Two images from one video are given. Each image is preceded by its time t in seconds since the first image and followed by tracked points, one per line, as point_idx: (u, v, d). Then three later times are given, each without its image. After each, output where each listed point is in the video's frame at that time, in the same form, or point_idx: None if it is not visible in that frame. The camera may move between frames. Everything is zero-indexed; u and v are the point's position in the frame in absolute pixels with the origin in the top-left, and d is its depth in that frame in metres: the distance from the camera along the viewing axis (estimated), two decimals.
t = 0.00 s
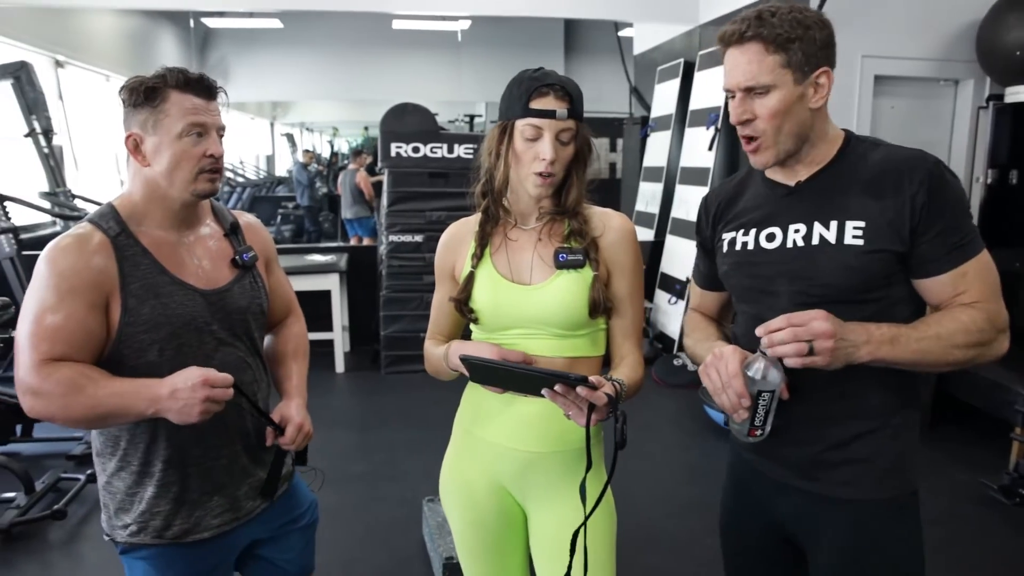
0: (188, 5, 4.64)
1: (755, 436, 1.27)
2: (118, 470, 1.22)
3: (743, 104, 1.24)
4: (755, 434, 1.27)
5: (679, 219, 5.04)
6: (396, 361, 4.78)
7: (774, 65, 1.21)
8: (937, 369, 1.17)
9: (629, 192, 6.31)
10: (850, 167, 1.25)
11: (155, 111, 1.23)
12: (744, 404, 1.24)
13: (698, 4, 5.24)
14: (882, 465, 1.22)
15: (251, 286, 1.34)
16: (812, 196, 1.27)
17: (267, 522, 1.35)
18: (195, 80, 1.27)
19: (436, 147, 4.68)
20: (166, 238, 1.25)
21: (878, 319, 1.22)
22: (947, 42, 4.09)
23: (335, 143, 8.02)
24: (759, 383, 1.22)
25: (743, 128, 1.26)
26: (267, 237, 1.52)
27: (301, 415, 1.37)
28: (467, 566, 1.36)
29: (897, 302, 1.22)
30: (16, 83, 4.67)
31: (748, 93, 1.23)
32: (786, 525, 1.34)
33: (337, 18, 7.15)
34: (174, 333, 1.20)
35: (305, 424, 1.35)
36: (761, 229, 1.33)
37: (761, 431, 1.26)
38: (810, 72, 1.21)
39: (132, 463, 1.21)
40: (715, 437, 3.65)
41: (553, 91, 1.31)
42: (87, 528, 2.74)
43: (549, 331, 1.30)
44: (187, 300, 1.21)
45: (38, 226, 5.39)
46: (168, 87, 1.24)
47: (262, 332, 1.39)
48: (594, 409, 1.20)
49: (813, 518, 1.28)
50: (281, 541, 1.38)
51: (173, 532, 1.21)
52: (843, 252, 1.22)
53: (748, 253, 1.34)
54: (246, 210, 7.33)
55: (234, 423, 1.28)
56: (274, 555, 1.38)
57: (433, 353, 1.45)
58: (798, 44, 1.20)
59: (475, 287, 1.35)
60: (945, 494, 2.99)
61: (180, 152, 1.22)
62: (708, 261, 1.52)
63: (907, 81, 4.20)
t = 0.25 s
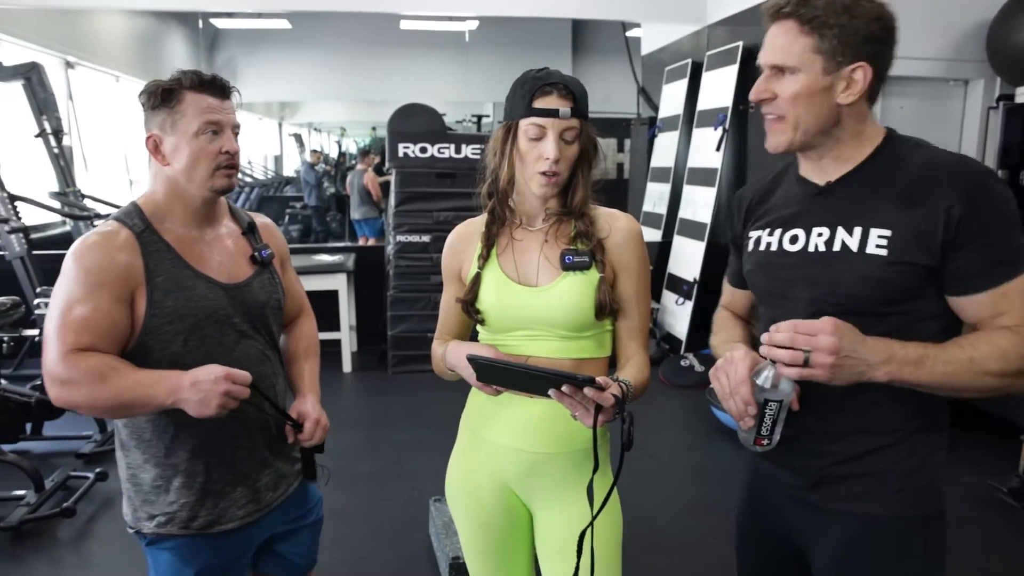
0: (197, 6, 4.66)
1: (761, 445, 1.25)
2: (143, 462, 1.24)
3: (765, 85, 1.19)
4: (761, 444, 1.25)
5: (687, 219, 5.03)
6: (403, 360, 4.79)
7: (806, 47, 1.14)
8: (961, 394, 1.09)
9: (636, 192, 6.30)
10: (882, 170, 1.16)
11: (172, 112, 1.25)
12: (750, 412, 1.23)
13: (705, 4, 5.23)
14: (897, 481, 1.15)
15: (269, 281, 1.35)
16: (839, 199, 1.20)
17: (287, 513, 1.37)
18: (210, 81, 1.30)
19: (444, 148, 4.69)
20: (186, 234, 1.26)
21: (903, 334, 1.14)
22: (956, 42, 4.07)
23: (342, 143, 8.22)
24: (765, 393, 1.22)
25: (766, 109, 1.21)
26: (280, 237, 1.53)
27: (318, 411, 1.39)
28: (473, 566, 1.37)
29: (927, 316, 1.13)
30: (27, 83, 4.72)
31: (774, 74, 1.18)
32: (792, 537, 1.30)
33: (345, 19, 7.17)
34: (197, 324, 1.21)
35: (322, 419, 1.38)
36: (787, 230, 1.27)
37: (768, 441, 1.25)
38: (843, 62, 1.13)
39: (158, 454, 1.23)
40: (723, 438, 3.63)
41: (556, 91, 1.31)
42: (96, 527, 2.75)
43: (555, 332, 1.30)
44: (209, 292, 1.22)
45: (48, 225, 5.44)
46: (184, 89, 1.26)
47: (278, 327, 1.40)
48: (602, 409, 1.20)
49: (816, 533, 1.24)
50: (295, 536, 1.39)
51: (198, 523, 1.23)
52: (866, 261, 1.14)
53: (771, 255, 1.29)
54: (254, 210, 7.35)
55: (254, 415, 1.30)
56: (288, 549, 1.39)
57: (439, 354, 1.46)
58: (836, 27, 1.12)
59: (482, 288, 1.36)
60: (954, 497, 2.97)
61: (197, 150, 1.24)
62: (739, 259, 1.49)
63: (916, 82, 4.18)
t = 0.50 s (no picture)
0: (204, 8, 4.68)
1: (772, 458, 1.14)
2: (175, 449, 1.37)
3: (828, 74, 1.01)
4: (771, 457, 1.13)
5: (692, 220, 5.03)
6: (408, 360, 4.80)
7: (874, 31, 0.96)
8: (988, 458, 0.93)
9: (642, 192, 6.29)
10: (959, 182, 0.96)
11: (194, 115, 1.38)
12: (758, 417, 1.12)
13: (711, 4, 5.21)
14: (921, 536, 1.00)
15: (291, 273, 1.50)
16: (899, 209, 1.02)
17: (301, 499, 1.52)
18: (226, 84, 1.43)
19: (449, 148, 4.69)
20: (214, 229, 1.39)
21: (941, 374, 0.97)
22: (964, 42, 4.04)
23: (348, 143, 8.05)
24: (776, 397, 1.11)
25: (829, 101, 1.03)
26: (293, 234, 1.67)
27: (340, 402, 1.53)
28: (476, 569, 1.37)
29: (974, 362, 0.95)
30: (35, 84, 4.75)
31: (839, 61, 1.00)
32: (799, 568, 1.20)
33: (351, 20, 7.18)
34: (230, 314, 1.35)
35: (346, 408, 1.52)
36: (839, 238, 1.10)
37: (778, 453, 1.13)
38: (920, 47, 0.93)
39: (191, 440, 1.36)
40: (727, 440, 3.62)
41: (557, 90, 1.32)
42: (102, 525, 2.77)
43: (556, 334, 1.30)
44: (239, 284, 1.35)
45: (55, 225, 5.47)
46: (203, 92, 1.40)
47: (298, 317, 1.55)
48: (602, 412, 1.20)
49: (820, 561, 1.14)
50: (297, 529, 1.55)
51: (227, 505, 1.36)
52: (909, 288, 0.97)
53: (819, 263, 1.12)
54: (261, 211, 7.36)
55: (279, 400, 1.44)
56: (291, 541, 1.54)
57: (441, 354, 1.46)
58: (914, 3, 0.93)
59: (484, 289, 1.36)
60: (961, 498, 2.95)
61: (219, 147, 1.37)
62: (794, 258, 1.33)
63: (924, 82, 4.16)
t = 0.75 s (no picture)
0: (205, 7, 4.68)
1: (815, 479, 1.16)
2: (194, 437, 1.41)
3: (910, 49, 0.91)
4: (815, 480, 1.16)
5: (693, 220, 5.02)
6: (408, 360, 4.80)
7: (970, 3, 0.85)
8: None
9: (643, 193, 6.28)
10: None
11: (221, 121, 1.43)
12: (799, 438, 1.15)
13: (712, 4, 5.21)
14: None
15: (300, 271, 1.59)
16: (980, 226, 0.91)
17: (308, 488, 1.57)
18: (254, 93, 1.48)
19: (450, 148, 4.69)
20: (233, 228, 1.46)
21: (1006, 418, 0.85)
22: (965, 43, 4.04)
23: (349, 143, 7.57)
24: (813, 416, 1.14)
25: (908, 81, 0.92)
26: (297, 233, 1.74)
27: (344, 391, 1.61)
28: (475, 569, 1.37)
29: None
30: (36, 84, 4.76)
31: (924, 36, 0.90)
32: None
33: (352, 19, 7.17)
34: (251, 309, 1.40)
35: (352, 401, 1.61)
36: (912, 250, 1.01)
37: (822, 474, 1.15)
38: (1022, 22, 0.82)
39: (210, 430, 1.41)
40: (728, 440, 3.62)
41: (550, 90, 1.32)
42: (103, 525, 2.77)
43: (552, 335, 1.31)
44: (260, 280, 1.42)
45: (56, 225, 5.47)
46: (232, 100, 1.45)
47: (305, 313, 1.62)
48: (598, 411, 1.20)
49: None
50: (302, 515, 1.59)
51: (244, 490, 1.41)
52: (975, 324, 0.87)
53: (890, 276, 1.04)
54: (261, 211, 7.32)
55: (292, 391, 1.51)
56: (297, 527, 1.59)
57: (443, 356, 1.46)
58: None
59: (480, 290, 1.36)
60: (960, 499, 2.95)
61: (243, 154, 1.43)
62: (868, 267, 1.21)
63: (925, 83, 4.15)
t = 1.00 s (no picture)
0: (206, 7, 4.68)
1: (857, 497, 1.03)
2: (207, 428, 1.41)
3: (972, 35, 0.81)
4: (854, 497, 1.03)
5: (694, 220, 5.03)
6: (410, 360, 4.81)
7: None
8: None
9: (644, 193, 6.28)
10: None
11: (235, 123, 1.44)
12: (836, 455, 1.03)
13: (713, 5, 5.21)
14: None
15: (309, 271, 1.60)
16: None
17: (312, 480, 1.60)
18: (267, 97, 1.49)
19: (451, 148, 4.70)
20: (247, 227, 1.47)
21: None
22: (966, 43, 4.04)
23: (351, 144, 7.59)
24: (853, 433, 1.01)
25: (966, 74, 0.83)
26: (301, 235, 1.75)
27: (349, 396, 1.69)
28: (475, 569, 1.37)
29: None
30: (39, 84, 4.77)
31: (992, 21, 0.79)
32: None
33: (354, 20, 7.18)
34: (266, 306, 1.42)
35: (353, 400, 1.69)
36: (972, 260, 0.89)
37: (863, 492, 1.02)
38: None
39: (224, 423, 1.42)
40: (729, 440, 3.62)
41: (543, 91, 1.32)
42: (105, 524, 2.78)
43: (551, 335, 1.31)
44: (275, 278, 1.44)
45: (59, 225, 5.48)
46: (246, 104, 1.46)
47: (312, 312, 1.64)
48: (599, 407, 1.20)
49: None
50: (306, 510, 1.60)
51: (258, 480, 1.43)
52: None
53: (948, 285, 0.92)
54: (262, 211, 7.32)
55: (301, 387, 1.53)
56: (299, 523, 1.60)
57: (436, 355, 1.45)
58: None
59: (479, 289, 1.37)
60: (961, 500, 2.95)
61: (256, 157, 1.44)
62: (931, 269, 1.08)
63: (926, 83, 4.15)
